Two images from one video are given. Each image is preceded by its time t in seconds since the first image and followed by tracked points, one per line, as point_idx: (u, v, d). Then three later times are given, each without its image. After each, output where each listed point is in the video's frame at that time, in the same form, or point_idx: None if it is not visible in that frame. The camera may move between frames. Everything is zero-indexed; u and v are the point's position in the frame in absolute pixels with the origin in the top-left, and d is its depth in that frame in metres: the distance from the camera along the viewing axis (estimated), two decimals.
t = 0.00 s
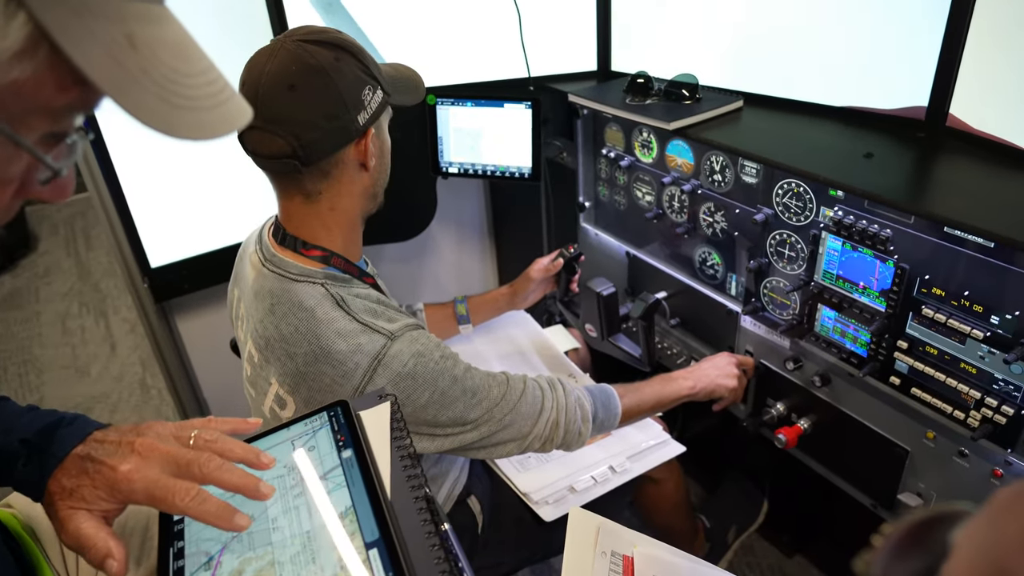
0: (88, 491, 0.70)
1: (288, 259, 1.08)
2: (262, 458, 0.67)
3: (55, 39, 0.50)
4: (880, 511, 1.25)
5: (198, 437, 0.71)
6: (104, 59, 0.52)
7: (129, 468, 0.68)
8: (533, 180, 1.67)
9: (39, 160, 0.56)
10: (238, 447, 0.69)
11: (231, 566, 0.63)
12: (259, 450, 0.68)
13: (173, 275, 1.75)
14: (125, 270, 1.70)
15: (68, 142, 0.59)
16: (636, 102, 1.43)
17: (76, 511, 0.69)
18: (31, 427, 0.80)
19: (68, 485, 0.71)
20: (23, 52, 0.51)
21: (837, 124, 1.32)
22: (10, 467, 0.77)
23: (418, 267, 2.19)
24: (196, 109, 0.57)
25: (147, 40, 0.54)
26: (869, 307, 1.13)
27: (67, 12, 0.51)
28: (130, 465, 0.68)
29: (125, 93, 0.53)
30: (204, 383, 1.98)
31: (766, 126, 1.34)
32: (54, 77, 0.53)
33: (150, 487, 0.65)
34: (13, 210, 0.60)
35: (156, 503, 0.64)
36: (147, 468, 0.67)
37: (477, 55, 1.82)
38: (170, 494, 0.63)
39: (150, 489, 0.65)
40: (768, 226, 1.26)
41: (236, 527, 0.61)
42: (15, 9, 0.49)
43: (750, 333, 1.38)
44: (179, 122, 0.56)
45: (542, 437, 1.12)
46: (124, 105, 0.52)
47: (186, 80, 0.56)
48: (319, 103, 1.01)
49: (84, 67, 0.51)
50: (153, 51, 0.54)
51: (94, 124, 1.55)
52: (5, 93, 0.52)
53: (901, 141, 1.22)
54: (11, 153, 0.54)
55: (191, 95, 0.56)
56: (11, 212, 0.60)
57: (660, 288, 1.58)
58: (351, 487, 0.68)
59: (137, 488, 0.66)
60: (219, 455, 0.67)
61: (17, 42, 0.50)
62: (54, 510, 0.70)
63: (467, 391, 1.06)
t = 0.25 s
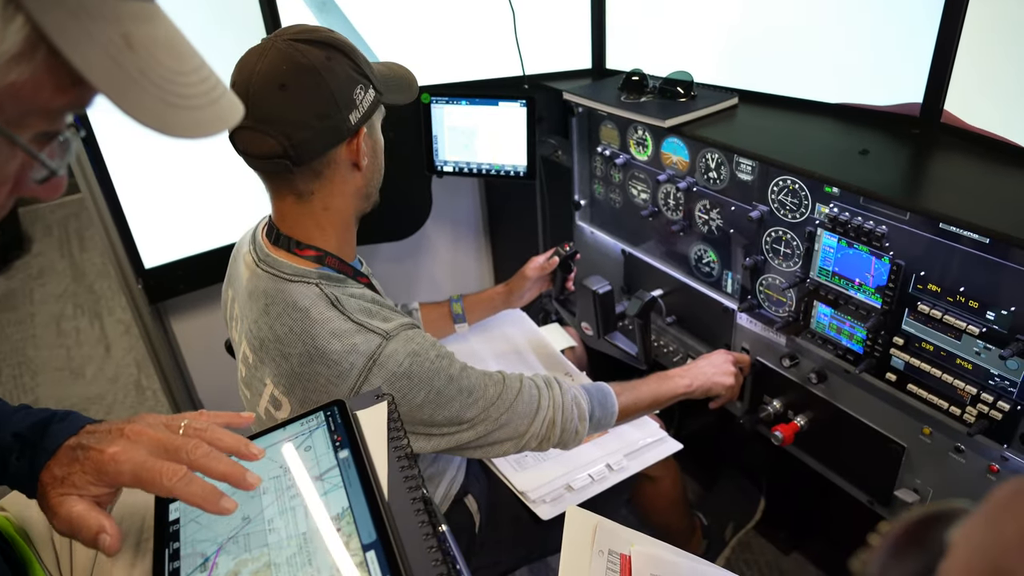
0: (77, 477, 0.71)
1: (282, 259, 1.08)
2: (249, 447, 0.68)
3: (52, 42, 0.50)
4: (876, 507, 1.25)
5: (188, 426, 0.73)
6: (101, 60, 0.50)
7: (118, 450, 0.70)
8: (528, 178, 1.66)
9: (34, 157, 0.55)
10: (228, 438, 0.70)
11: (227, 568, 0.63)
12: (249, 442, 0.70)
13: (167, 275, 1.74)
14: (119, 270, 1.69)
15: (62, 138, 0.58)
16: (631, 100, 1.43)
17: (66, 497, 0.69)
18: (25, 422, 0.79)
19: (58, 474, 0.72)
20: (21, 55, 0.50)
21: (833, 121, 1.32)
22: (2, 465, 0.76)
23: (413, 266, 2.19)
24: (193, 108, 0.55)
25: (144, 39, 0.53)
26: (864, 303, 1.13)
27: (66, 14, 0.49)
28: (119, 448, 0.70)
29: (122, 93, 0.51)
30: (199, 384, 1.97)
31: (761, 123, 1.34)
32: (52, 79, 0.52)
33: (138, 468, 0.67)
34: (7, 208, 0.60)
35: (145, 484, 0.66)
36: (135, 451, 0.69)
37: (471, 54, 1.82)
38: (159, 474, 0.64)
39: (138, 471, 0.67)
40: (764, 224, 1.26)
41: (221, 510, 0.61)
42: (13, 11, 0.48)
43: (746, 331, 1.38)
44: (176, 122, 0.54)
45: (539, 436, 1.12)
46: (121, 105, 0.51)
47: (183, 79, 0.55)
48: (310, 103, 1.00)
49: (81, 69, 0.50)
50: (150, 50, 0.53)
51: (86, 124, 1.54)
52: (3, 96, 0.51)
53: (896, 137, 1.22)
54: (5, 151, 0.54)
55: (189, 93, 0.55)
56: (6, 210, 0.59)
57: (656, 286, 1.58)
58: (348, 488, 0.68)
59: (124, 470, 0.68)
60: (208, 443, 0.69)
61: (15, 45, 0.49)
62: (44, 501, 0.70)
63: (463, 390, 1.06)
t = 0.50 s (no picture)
0: (91, 415, 0.88)
1: (281, 255, 1.07)
2: (229, 382, 0.83)
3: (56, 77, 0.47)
4: (876, 501, 1.26)
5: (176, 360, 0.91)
6: (104, 100, 0.48)
7: (117, 375, 0.88)
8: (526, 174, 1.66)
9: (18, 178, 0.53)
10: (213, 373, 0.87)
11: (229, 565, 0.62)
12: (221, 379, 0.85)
13: (165, 273, 1.73)
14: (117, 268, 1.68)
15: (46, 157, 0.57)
16: (629, 94, 1.43)
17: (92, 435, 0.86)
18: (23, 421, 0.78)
19: (66, 421, 0.90)
20: (23, 87, 0.48)
21: (832, 114, 1.32)
22: None
23: (412, 262, 2.18)
24: (186, 148, 0.54)
25: (146, 80, 0.51)
26: (864, 297, 1.13)
27: (71, 48, 0.46)
28: (118, 373, 0.88)
29: (120, 134, 0.49)
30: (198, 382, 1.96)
31: (759, 116, 1.33)
32: (49, 110, 0.51)
33: (138, 387, 0.85)
34: None
35: (147, 399, 0.84)
36: (133, 379, 0.87)
37: (468, 49, 1.81)
38: (160, 395, 0.82)
39: (139, 389, 0.85)
40: (763, 218, 1.25)
41: (214, 429, 0.77)
42: (21, 45, 0.46)
43: (746, 325, 1.38)
44: (170, 163, 0.53)
45: (539, 431, 1.12)
46: (119, 146, 0.49)
47: (178, 118, 0.53)
48: (309, 98, 1.00)
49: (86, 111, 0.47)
50: (151, 92, 0.51)
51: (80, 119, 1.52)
52: None
53: (895, 130, 1.21)
54: None
55: (184, 135, 0.53)
56: None
57: (655, 280, 1.58)
58: (350, 485, 0.68)
59: (125, 391, 0.86)
60: (199, 377, 0.85)
61: (18, 77, 0.47)
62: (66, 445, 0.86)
63: (463, 385, 1.06)
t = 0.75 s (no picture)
0: (25, 460, 0.75)
1: (287, 252, 1.07)
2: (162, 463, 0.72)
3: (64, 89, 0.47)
4: (882, 497, 1.25)
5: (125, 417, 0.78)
6: (111, 116, 0.49)
7: (58, 425, 0.75)
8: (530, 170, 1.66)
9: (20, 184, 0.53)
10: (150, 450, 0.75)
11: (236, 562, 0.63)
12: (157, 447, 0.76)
13: (170, 271, 1.74)
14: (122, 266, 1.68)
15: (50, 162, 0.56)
16: (632, 90, 1.42)
17: (20, 484, 0.73)
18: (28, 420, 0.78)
19: (8, 460, 0.76)
20: (32, 99, 0.48)
21: (836, 109, 1.31)
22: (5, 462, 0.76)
23: (416, 259, 2.18)
24: (189, 159, 0.55)
25: (152, 95, 0.51)
26: (869, 293, 1.13)
27: (80, 64, 0.47)
28: (60, 422, 0.75)
29: (123, 144, 0.50)
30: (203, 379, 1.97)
31: (763, 112, 1.33)
32: (55, 122, 0.50)
33: (76, 443, 0.72)
34: None
35: (85, 459, 0.72)
36: (74, 428, 0.74)
37: (471, 46, 1.81)
38: (98, 453, 0.71)
39: (77, 445, 0.72)
40: (767, 214, 1.25)
41: (152, 498, 0.68)
42: (33, 58, 0.46)
43: (750, 321, 1.37)
44: (171, 173, 0.53)
45: (544, 428, 1.12)
46: (121, 155, 0.50)
47: (181, 130, 0.54)
48: (320, 93, 1.00)
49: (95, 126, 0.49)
50: (157, 105, 0.52)
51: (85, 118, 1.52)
52: (5, 133, 0.49)
53: (899, 125, 1.21)
54: None
55: (185, 145, 0.54)
56: None
57: (659, 277, 1.58)
58: (356, 482, 0.68)
59: (62, 444, 0.73)
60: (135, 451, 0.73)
61: (28, 88, 0.47)
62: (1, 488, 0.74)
63: (467, 382, 1.06)
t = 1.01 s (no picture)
0: (31, 476, 0.75)
1: (287, 247, 1.07)
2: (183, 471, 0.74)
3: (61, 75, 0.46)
4: (882, 490, 1.26)
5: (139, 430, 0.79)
6: (109, 102, 0.48)
7: (67, 442, 0.75)
8: (530, 164, 1.66)
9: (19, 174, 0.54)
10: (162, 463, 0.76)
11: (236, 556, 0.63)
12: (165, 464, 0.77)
13: (170, 266, 1.74)
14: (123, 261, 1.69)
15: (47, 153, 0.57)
16: (633, 84, 1.42)
17: (29, 501, 0.73)
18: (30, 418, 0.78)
19: (12, 476, 0.76)
20: (28, 86, 0.47)
21: (837, 103, 1.31)
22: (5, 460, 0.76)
23: (417, 254, 2.18)
24: (187, 147, 0.54)
25: (150, 82, 0.51)
26: (869, 286, 1.13)
27: (78, 50, 0.46)
28: (69, 440, 0.76)
29: (123, 131, 0.49)
30: (204, 374, 1.97)
31: (764, 105, 1.33)
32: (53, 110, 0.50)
33: (87, 463, 0.73)
34: None
35: (97, 480, 0.72)
36: (84, 445, 0.75)
37: (471, 40, 1.80)
38: (111, 473, 0.72)
39: (87, 465, 0.73)
40: (768, 207, 1.25)
41: (168, 513, 0.67)
42: (27, 44, 0.46)
43: (750, 315, 1.37)
44: (172, 160, 0.53)
45: (545, 422, 1.12)
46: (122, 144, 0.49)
47: (179, 118, 0.53)
48: (321, 87, 1.00)
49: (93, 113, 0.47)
50: (154, 93, 0.51)
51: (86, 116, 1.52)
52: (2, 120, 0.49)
53: (900, 118, 1.21)
54: None
55: (184, 132, 0.54)
56: None
57: (659, 271, 1.58)
58: (356, 475, 0.68)
59: (72, 463, 0.73)
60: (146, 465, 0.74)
61: (24, 75, 0.47)
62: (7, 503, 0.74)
63: (469, 376, 1.06)
